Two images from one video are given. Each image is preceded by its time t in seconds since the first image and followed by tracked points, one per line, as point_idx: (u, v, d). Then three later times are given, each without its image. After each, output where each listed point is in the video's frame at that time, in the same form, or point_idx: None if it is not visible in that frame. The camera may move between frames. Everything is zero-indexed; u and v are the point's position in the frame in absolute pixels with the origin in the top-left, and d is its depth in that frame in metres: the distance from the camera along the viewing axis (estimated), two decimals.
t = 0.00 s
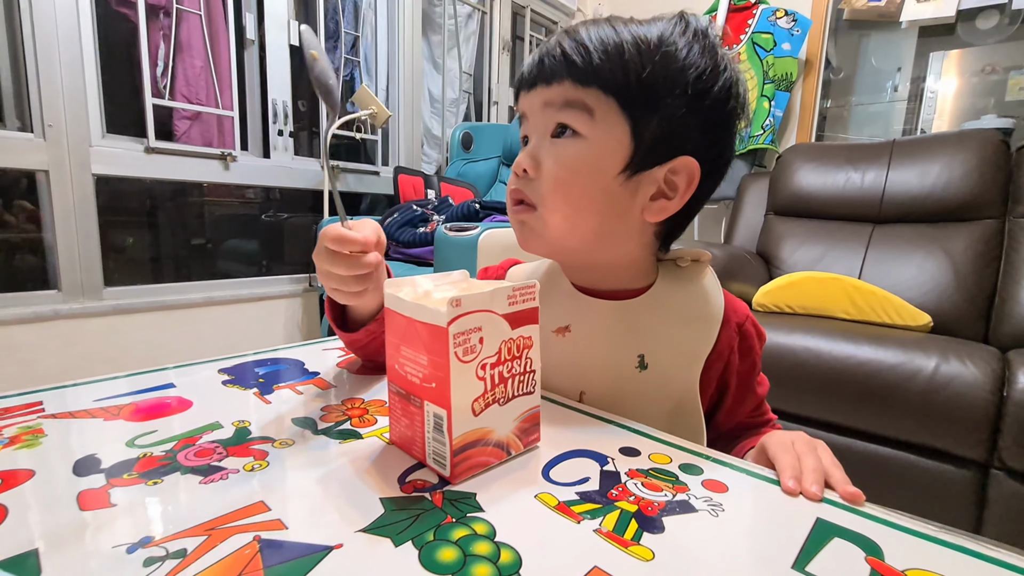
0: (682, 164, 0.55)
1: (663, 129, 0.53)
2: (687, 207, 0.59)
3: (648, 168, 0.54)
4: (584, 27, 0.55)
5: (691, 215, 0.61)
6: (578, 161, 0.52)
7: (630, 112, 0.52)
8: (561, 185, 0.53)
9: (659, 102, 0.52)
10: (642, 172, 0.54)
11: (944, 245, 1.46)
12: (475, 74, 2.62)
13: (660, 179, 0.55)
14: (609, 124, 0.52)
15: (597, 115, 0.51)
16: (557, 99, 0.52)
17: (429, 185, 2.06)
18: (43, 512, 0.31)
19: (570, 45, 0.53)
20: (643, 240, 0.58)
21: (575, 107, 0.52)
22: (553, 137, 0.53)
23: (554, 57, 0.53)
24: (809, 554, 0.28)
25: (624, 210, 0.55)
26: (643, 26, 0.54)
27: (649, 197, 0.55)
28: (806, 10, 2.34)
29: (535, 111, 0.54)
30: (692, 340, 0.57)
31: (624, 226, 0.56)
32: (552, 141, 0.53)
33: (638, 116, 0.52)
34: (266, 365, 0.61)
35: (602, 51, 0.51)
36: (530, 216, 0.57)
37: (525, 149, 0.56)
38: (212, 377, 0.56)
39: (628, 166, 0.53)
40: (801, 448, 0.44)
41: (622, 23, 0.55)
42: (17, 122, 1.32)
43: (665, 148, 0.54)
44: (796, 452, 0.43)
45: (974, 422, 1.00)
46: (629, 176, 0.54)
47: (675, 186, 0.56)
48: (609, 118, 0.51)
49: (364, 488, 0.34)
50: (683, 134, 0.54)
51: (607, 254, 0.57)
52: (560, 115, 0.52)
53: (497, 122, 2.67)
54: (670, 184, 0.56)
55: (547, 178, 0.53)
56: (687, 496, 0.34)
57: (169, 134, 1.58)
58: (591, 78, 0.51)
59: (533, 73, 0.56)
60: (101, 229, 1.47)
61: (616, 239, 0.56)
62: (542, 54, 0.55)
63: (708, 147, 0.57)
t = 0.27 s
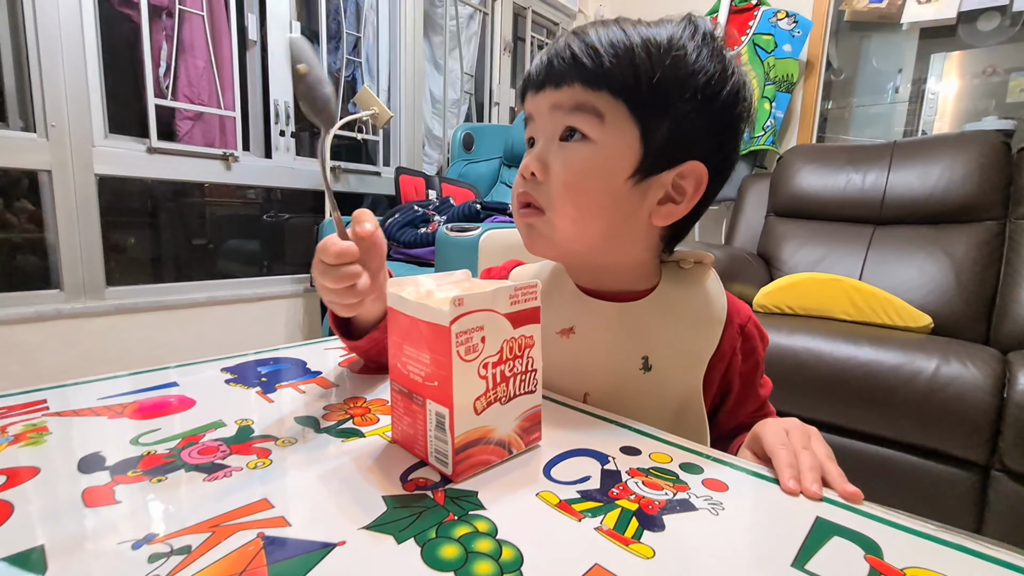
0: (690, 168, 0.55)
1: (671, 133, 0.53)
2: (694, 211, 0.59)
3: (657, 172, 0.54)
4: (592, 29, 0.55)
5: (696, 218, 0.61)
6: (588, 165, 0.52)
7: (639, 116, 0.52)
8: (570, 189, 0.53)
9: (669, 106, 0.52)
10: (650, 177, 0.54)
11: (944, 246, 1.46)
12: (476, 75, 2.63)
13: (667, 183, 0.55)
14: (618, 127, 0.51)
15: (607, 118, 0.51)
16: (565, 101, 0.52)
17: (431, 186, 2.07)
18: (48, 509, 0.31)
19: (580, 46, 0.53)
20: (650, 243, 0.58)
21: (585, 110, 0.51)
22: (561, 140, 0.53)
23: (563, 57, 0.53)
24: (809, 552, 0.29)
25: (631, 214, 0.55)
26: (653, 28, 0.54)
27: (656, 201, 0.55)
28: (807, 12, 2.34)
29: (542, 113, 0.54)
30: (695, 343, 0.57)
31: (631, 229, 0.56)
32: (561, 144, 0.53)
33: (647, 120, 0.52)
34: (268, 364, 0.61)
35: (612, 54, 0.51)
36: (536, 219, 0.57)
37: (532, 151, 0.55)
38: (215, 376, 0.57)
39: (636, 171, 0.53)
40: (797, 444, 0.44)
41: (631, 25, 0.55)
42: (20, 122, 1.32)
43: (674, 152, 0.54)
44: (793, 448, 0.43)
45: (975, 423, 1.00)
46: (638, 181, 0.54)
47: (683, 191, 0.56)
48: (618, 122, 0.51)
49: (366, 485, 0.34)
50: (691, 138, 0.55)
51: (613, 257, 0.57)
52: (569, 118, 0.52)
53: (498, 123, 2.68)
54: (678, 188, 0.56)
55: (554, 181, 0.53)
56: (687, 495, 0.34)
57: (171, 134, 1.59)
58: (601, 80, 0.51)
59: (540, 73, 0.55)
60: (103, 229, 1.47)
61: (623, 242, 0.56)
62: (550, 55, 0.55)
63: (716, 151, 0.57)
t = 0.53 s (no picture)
0: (693, 178, 0.55)
1: (675, 142, 0.53)
2: (697, 220, 0.59)
3: (659, 182, 0.54)
4: (597, 34, 0.54)
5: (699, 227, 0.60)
6: (590, 174, 0.51)
7: (643, 124, 0.51)
8: (572, 198, 0.52)
9: (673, 115, 0.52)
10: (653, 186, 0.53)
11: (945, 249, 1.46)
12: (476, 77, 2.62)
13: (670, 193, 0.55)
14: (621, 136, 0.51)
15: (610, 126, 0.51)
16: (568, 109, 0.51)
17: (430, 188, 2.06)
18: (39, 523, 0.31)
19: (584, 52, 0.52)
20: (651, 252, 0.58)
21: (587, 118, 0.51)
22: (563, 148, 0.52)
23: (567, 63, 0.52)
24: (813, 567, 0.28)
25: (633, 222, 0.54)
26: (659, 35, 0.53)
27: (659, 211, 0.55)
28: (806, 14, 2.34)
29: (545, 120, 0.53)
30: (696, 353, 0.57)
31: (633, 238, 0.55)
32: (563, 151, 0.52)
33: (651, 129, 0.52)
34: (266, 371, 0.61)
35: (617, 61, 0.51)
36: (537, 228, 0.56)
37: (533, 158, 0.54)
38: (212, 383, 0.56)
39: (639, 180, 0.53)
40: (800, 455, 0.43)
41: (636, 30, 0.54)
42: (19, 125, 1.32)
43: (678, 162, 0.54)
44: (796, 458, 0.42)
45: (977, 427, 0.99)
46: (640, 190, 0.53)
47: (685, 202, 0.56)
48: (621, 130, 0.51)
49: (362, 498, 0.34)
50: (695, 148, 0.54)
51: (614, 266, 0.56)
52: (572, 126, 0.51)
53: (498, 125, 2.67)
54: (680, 198, 0.55)
55: (556, 188, 0.52)
56: (688, 508, 0.33)
57: (170, 137, 1.58)
58: (605, 88, 0.51)
59: (544, 78, 0.55)
60: (102, 231, 1.47)
61: (626, 251, 0.55)
62: (554, 60, 0.54)
63: (719, 160, 0.57)
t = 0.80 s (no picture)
0: (700, 182, 0.55)
1: (683, 145, 0.53)
2: (702, 224, 0.58)
3: (666, 186, 0.53)
4: (607, 34, 0.53)
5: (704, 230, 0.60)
6: (596, 176, 0.51)
7: (651, 128, 0.51)
8: (578, 200, 0.52)
9: (682, 119, 0.52)
10: (659, 190, 0.53)
11: (947, 250, 1.45)
12: (477, 77, 2.62)
13: (677, 197, 0.55)
14: (630, 138, 0.51)
15: (617, 128, 0.51)
16: (576, 111, 0.51)
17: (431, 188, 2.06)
18: (39, 523, 0.31)
19: (593, 52, 0.52)
20: (656, 255, 0.57)
21: (595, 120, 0.51)
22: (570, 150, 0.52)
23: (577, 64, 0.52)
24: (819, 571, 0.28)
25: (639, 225, 0.54)
26: (670, 36, 0.53)
27: (665, 214, 0.55)
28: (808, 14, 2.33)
29: (552, 121, 0.53)
30: (699, 355, 0.56)
31: (639, 241, 0.55)
32: (569, 153, 0.52)
33: (659, 132, 0.51)
34: (267, 371, 0.61)
35: (627, 63, 0.50)
36: (542, 230, 0.56)
37: (540, 160, 0.55)
38: (213, 383, 0.56)
39: (646, 183, 0.52)
40: (805, 454, 0.43)
41: (647, 31, 0.53)
42: (20, 124, 1.32)
43: (685, 165, 0.54)
44: (801, 459, 0.42)
45: (979, 429, 0.99)
46: (647, 194, 0.53)
47: (692, 205, 0.56)
48: (630, 133, 0.51)
49: (365, 499, 0.34)
50: (702, 153, 0.54)
51: (619, 268, 0.56)
52: (578, 128, 0.51)
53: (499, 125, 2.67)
54: (687, 202, 0.55)
55: (562, 190, 0.52)
56: (692, 510, 0.33)
57: (171, 136, 1.58)
58: (614, 90, 0.50)
59: (552, 77, 0.54)
60: (103, 230, 1.47)
61: (631, 254, 0.55)
62: (563, 59, 0.53)
63: (725, 166, 0.57)
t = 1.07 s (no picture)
0: (712, 191, 0.55)
1: (694, 157, 0.52)
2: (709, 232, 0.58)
3: (681, 197, 0.53)
4: (619, 37, 0.52)
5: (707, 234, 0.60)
6: (617, 191, 0.50)
7: (667, 140, 0.50)
8: (597, 216, 0.50)
9: (696, 129, 0.51)
10: (676, 201, 0.53)
11: (949, 251, 1.45)
12: (477, 77, 2.61)
13: (690, 206, 0.54)
14: (646, 154, 0.50)
15: (636, 144, 0.49)
16: (592, 126, 0.49)
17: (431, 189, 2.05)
18: (34, 537, 0.30)
19: (609, 60, 0.50)
20: (665, 262, 0.57)
21: (613, 136, 0.49)
22: (585, 165, 0.50)
23: (589, 67, 0.50)
24: None
25: (653, 236, 0.54)
26: (684, 41, 0.51)
27: (679, 223, 0.55)
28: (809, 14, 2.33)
29: (563, 135, 0.51)
30: (703, 360, 0.56)
31: (651, 253, 0.54)
32: (585, 168, 0.50)
33: (674, 145, 0.51)
34: (266, 377, 0.60)
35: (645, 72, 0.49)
36: (559, 245, 0.53)
37: (549, 171, 0.52)
38: (211, 390, 0.56)
39: (663, 197, 0.52)
40: (811, 461, 0.42)
41: (660, 34, 0.52)
42: (19, 126, 1.32)
43: (692, 174, 0.53)
44: (806, 467, 0.41)
45: (981, 431, 0.99)
46: (664, 207, 0.53)
47: (704, 214, 0.56)
48: (647, 148, 0.50)
49: (364, 511, 0.33)
50: (714, 162, 0.54)
51: (631, 278, 0.55)
52: (593, 144, 0.49)
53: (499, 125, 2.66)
54: (700, 210, 0.55)
55: (580, 206, 0.50)
56: (695, 522, 0.33)
57: (170, 138, 1.58)
58: (632, 102, 0.49)
59: (563, 84, 0.52)
60: (103, 232, 1.47)
61: (642, 264, 0.54)
62: (575, 66, 0.51)
63: (734, 174, 0.56)
